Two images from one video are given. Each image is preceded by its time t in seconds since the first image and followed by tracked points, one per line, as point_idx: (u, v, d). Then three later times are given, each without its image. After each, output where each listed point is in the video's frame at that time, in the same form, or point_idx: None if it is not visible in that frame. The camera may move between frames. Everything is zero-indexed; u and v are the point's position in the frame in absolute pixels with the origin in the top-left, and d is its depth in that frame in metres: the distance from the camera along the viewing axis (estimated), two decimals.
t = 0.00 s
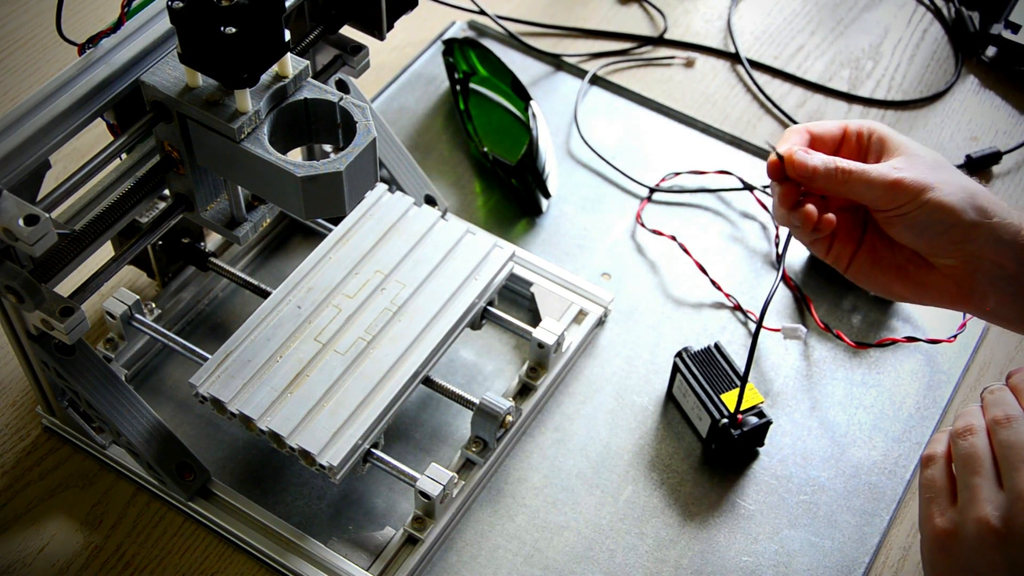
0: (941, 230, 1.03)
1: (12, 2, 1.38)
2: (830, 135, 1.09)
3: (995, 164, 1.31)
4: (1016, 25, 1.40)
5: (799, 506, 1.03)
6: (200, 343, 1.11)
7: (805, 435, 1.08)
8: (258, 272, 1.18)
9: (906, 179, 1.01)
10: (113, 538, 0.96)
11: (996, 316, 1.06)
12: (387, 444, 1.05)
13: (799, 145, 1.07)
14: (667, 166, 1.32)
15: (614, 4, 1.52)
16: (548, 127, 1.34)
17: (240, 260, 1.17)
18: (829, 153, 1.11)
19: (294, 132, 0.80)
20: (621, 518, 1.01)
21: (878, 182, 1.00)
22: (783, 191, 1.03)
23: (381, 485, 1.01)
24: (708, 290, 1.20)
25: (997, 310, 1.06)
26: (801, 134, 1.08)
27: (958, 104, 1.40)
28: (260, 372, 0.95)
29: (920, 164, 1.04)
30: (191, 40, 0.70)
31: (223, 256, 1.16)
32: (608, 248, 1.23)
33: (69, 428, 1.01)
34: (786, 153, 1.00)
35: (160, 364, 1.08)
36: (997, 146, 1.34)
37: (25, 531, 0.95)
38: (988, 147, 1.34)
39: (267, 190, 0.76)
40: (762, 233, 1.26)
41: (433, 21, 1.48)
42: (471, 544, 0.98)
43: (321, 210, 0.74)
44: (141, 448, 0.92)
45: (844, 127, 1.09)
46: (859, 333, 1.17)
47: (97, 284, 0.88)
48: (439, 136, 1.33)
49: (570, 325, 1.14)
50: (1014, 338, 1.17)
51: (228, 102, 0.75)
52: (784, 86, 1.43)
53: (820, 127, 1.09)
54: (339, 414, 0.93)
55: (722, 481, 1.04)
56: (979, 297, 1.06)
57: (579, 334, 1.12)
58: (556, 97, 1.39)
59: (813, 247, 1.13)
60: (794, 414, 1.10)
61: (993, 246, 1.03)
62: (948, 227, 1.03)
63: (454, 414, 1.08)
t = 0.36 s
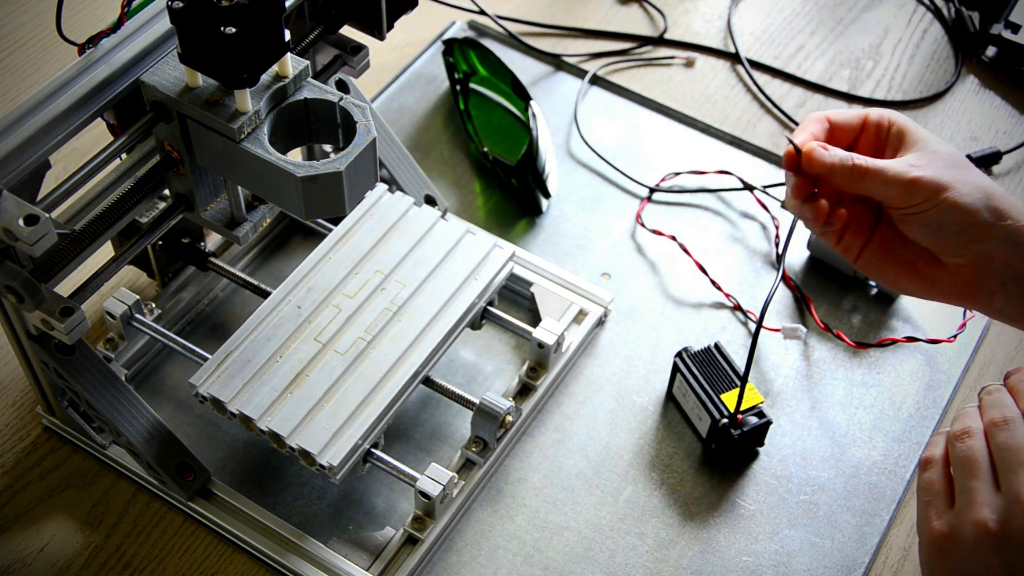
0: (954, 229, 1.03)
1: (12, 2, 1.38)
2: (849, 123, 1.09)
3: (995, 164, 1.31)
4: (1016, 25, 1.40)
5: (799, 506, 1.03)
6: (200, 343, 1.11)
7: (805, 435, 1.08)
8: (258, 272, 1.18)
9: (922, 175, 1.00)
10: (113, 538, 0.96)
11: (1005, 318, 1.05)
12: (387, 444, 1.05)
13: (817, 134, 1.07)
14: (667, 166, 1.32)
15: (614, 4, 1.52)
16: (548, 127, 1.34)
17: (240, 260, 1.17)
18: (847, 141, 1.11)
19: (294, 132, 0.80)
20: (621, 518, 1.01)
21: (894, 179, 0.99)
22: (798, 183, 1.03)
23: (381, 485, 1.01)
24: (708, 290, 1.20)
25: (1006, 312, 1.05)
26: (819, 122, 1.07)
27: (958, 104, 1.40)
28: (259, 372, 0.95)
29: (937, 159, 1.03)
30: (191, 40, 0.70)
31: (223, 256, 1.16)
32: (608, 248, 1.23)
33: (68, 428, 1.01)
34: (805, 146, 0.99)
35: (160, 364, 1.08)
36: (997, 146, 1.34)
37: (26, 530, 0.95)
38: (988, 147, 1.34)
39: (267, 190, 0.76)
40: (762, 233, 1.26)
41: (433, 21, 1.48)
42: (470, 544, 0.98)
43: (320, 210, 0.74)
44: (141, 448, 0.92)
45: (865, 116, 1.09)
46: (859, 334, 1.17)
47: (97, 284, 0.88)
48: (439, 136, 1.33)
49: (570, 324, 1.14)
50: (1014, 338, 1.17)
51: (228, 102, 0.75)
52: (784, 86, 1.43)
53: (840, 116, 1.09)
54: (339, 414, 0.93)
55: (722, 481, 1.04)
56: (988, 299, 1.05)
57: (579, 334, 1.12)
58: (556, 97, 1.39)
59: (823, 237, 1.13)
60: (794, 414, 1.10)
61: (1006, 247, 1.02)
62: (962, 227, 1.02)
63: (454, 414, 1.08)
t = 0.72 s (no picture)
0: None
1: (12, 2, 1.38)
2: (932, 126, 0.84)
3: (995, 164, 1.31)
4: (1016, 25, 1.40)
5: (799, 506, 1.03)
6: (201, 343, 1.11)
7: (805, 435, 1.08)
8: (258, 272, 1.18)
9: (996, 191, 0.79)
10: (112, 538, 0.96)
11: None
12: (387, 445, 1.05)
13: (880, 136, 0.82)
14: (666, 166, 1.32)
15: (614, 4, 1.52)
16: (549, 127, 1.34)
17: (241, 260, 1.17)
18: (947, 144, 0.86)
19: (294, 132, 0.80)
20: (621, 518, 1.01)
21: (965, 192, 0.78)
22: (858, 197, 0.86)
23: (381, 485, 1.01)
24: (708, 290, 1.20)
25: None
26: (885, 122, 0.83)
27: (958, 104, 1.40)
28: (259, 372, 0.95)
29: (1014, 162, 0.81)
30: (191, 40, 0.70)
31: (223, 256, 1.16)
32: (608, 248, 1.23)
33: (68, 428, 1.01)
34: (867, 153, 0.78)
35: (160, 364, 1.08)
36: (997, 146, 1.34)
37: (25, 530, 0.95)
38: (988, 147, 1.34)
39: (267, 190, 0.76)
40: (762, 233, 1.26)
41: (433, 21, 1.48)
42: (471, 544, 0.98)
43: (321, 210, 0.74)
44: (141, 448, 0.92)
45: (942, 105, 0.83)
46: (859, 334, 1.17)
47: (97, 284, 0.88)
48: (439, 136, 1.33)
49: (570, 325, 1.14)
50: (1015, 338, 1.16)
51: (228, 102, 0.75)
52: (784, 86, 1.43)
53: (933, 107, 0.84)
54: (339, 414, 0.93)
55: (722, 481, 1.04)
56: None
57: (579, 334, 1.12)
58: (556, 97, 1.39)
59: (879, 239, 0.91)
60: (794, 414, 1.10)
61: None
62: None
63: (454, 413, 1.08)
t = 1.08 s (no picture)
0: None
1: (12, 2, 1.38)
2: None
3: (995, 164, 1.31)
4: (1016, 25, 1.40)
5: (799, 507, 1.03)
6: (201, 343, 1.11)
7: (806, 435, 1.08)
8: (258, 272, 1.18)
9: None
10: (112, 538, 0.96)
11: None
12: (387, 444, 1.05)
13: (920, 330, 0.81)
14: (666, 166, 1.32)
15: (614, 4, 1.52)
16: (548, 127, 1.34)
17: (240, 260, 1.17)
18: None
19: (294, 132, 0.80)
20: (621, 518, 1.01)
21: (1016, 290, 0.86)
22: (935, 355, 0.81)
23: (382, 485, 1.01)
24: (708, 290, 1.20)
25: None
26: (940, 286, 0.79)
27: (958, 104, 1.40)
28: (259, 372, 0.95)
29: None
30: (191, 40, 0.70)
31: (223, 256, 1.16)
32: (608, 248, 1.23)
33: (68, 428, 1.01)
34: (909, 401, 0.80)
35: (160, 364, 1.08)
36: (998, 146, 1.34)
37: (25, 530, 0.95)
38: (988, 147, 1.34)
39: (267, 190, 0.76)
40: (762, 234, 1.26)
41: (433, 21, 1.48)
42: (471, 544, 0.98)
43: (321, 209, 0.74)
44: (141, 448, 0.92)
45: None
46: (859, 334, 1.17)
47: (97, 285, 0.88)
48: (439, 136, 1.33)
49: (570, 325, 1.14)
50: (1016, 337, 1.16)
51: (228, 102, 0.75)
52: (784, 86, 1.43)
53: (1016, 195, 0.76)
54: (339, 414, 0.93)
55: (722, 481, 1.04)
56: None
57: (579, 334, 1.12)
58: (556, 98, 1.39)
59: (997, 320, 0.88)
60: (795, 414, 1.10)
61: None
62: None
63: (454, 413, 1.08)
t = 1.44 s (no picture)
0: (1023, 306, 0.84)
1: (12, 2, 1.38)
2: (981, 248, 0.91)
3: (995, 164, 1.31)
4: (1016, 25, 1.40)
5: (799, 506, 1.03)
6: (201, 343, 1.11)
7: (806, 435, 1.08)
8: (259, 272, 1.18)
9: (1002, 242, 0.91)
10: (112, 538, 0.96)
11: None
12: (387, 444, 1.05)
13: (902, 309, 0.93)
14: (666, 166, 1.32)
15: (614, 4, 1.52)
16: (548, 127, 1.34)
17: (241, 260, 1.17)
18: (993, 278, 0.92)
19: (294, 132, 0.80)
20: (621, 518, 1.01)
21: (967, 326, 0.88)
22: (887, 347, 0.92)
23: (382, 485, 1.01)
24: (708, 290, 1.20)
25: None
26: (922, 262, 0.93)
27: (958, 104, 1.40)
28: (259, 372, 0.95)
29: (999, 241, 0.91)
30: (191, 40, 0.70)
31: (223, 256, 1.16)
32: (608, 248, 1.23)
33: (69, 428, 1.01)
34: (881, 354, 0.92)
35: (160, 364, 1.08)
36: (998, 146, 1.34)
37: (26, 530, 0.95)
38: (988, 147, 1.34)
39: (267, 190, 0.76)
40: (762, 233, 1.26)
41: (433, 21, 1.48)
42: (471, 544, 0.98)
43: (321, 209, 0.74)
44: (141, 449, 0.92)
45: (996, 236, 0.91)
46: (858, 334, 1.17)
47: (98, 285, 0.88)
48: (439, 136, 1.33)
49: (570, 325, 1.14)
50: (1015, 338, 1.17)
51: (228, 102, 0.75)
52: (783, 86, 1.43)
53: (963, 233, 0.91)
54: (339, 414, 0.93)
55: (722, 481, 1.04)
56: None
57: (579, 334, 1.12)
58: (556, 98, 1.39)
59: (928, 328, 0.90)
60: (795, 414, 1.10)
61: None
62: None
63: (454, 413, 1.08)
